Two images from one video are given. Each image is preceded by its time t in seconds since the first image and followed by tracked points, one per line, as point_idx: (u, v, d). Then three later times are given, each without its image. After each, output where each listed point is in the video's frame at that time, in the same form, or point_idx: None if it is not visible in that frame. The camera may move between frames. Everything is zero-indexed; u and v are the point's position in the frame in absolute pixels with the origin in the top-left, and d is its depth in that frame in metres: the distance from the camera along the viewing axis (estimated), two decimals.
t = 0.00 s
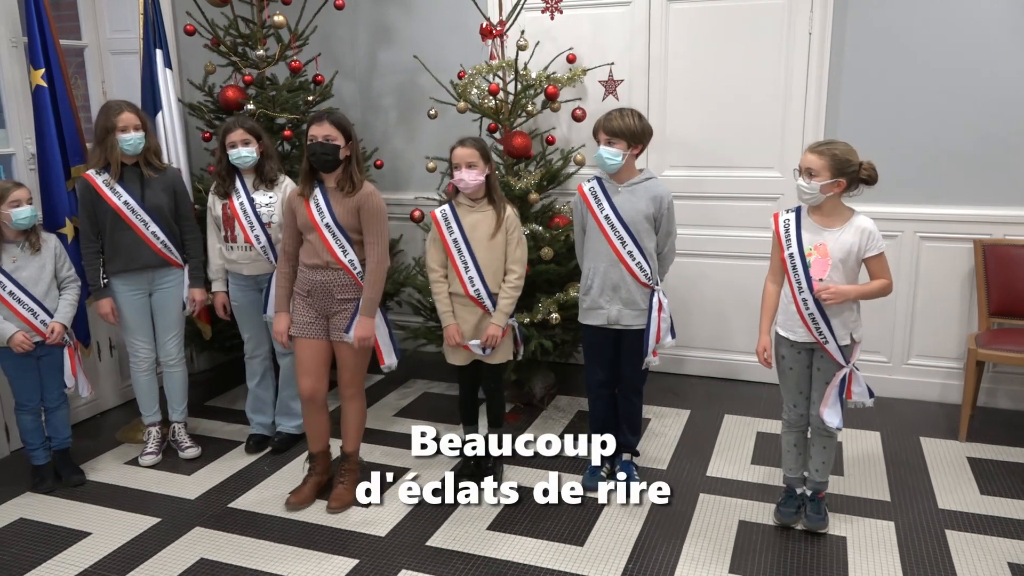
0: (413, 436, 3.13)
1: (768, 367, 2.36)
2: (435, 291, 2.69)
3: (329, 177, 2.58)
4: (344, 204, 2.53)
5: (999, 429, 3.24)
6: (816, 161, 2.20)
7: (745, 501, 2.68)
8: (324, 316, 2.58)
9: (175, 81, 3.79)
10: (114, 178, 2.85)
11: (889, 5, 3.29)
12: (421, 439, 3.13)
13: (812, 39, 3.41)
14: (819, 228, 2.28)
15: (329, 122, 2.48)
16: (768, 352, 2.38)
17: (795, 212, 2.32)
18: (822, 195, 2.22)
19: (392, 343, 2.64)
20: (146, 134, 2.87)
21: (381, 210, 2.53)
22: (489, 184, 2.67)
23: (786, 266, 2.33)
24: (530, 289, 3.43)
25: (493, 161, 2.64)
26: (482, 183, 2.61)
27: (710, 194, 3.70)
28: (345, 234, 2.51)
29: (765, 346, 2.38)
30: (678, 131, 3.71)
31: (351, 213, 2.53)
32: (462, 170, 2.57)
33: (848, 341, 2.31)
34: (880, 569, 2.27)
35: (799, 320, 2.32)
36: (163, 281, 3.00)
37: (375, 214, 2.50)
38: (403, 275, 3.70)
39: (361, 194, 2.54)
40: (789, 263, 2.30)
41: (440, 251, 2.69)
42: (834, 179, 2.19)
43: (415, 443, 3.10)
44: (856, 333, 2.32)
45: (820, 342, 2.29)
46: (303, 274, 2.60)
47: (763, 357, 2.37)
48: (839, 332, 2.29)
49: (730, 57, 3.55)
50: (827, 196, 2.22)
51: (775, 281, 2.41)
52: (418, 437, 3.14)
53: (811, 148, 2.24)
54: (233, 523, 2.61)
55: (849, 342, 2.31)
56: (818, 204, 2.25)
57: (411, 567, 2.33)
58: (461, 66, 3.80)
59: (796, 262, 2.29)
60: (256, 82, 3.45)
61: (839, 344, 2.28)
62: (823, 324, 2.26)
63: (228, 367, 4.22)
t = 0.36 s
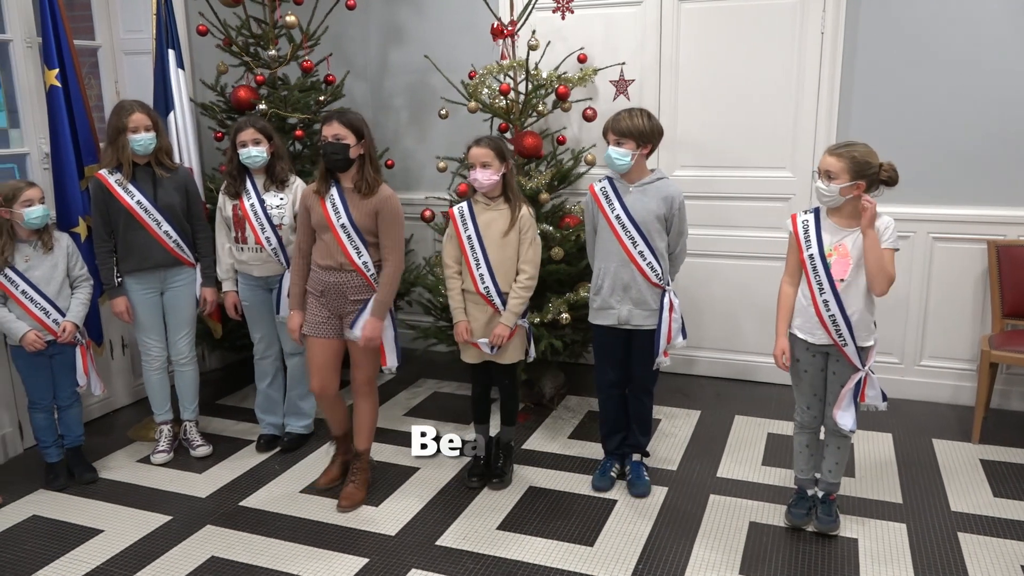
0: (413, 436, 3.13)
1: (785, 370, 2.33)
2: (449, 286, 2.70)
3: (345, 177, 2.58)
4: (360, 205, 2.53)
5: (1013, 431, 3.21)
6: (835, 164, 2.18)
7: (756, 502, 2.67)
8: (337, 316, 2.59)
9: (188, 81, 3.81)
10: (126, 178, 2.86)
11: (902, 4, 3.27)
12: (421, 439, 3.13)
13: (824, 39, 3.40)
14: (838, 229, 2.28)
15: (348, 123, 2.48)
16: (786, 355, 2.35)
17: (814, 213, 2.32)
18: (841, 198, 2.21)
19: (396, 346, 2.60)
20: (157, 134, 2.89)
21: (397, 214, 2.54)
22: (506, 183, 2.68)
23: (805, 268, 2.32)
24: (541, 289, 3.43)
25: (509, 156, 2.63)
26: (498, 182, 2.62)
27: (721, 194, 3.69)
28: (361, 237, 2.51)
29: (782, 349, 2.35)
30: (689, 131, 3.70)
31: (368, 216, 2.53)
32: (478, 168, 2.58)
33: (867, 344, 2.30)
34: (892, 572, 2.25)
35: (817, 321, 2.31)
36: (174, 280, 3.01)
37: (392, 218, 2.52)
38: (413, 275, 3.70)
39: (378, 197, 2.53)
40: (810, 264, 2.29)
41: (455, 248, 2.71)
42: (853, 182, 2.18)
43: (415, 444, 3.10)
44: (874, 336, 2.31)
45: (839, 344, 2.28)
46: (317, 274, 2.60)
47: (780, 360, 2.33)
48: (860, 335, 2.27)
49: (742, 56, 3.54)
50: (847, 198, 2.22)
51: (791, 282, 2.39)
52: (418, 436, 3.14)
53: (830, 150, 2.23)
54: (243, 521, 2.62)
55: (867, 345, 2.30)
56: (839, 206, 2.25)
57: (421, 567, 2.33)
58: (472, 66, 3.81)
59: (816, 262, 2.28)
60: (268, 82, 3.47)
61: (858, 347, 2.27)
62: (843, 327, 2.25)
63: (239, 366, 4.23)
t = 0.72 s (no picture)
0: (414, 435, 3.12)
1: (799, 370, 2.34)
2: (458, 284, 2.72)
3: (360, 179, 2.65)
4: (379, 207, 2.63)
5: None
6: (854, 166, 2.17)
7: (768, 504, 2.66)
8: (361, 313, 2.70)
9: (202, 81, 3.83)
10: (139, 177, 2.87)
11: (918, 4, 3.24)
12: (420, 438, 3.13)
13: (838, 38, 3.38)
14: (857, 230, 2.26)
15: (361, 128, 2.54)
16: (801, 355, 2.36)
17: (833, 213, 2.31)
18: (861, 200, 2.20)
19: (424, 336, 2.72)
20: (170, 134, 2.91)
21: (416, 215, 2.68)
22: (517, 183, 2.66)
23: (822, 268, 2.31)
24: (552, 289, 3.43)
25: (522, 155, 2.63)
26: (507, 181, 2.62)
27: (734, 195, 3.68)
28: (382, 237, 2.61)
29: (796, 348, 2.36)
30: (701, 131, 3.69)
31: (388, 217, 2.64)
32: (486, 167, 2.60)
33: (882, 346, 2.28)
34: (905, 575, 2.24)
35: (833, 322, 2.30)
36: (186, 279, 3.03)
37: (412, 219, 2.65)
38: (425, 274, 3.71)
39: (395, 199, 2.64)
40: (827, 264, 2.28)
41: (466, 246, 2.73)
42: (873, 183, 2.17)
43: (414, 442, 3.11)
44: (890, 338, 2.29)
45: (854, 346, 2.27)
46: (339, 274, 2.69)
47: (795, 360, 2.35)
48: (876, 337, 2.26)
49: (756, 56, 3.52)
50: (866, 200, 2.21)
51: (809, 283, 2.38)
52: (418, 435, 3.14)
53: (850, 151, 2.21)
54: (256, 519, 2.63)
55: (883, 347, 2.29)
56: (858, 207, 2.24)
57: (431, 566, 2.34)
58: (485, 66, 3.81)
59: (833, 262, 2.27)
60: (281, 82, 3.48)
61: (872, 349, 2.25)
62: (859, 328, 2.24)
63: (252, 364, 4.25)
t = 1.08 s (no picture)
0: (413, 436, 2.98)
1: (817, 372, 2.34)
2: (474, 283, 2.72)
3: (381, 168, 2.75)
4: (399, 194, 2.73)
5: None
6: (877, 166, 2.16)
7: (787, 506, 2.64)
8: (388, 294, 2.81)
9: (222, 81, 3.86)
10: (159, 176, 2.90)
11: (940, 4, 3.21)
12: (420, 438, 3.01)
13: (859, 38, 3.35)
14: (878, 230, 2.24)
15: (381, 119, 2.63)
16: (819, 356, 2.35)
17: (853, 214, 2.29)
18: (883, 201, 2.18)
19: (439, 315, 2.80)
20: (188, 133, 2.93)
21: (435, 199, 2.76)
22: (533, 183, 2.65)
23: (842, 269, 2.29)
24: (570, 288, 3.43)
25: (539, 156, 2.64)
26: (519, 181, 2.62)
27: (753, 195, 3.66)
28: (403, 222, 2.71)
29: (815, 349, 2.35)
30: (720, 132, 3.67)
31: (408, 203, 2.73)
32: (497, 167, 2.60)
33: (903, 347, 2.25)
34: None
35: (852, 323, 2.28)
36: (205, 278, 3.05)
37: (431, 203, 2.73)
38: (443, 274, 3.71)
39: (415, 186, 2.73)
40: (847, 264, 2.26)
41: (483, 246, 2.74)
42: (895, 184, 2.15)
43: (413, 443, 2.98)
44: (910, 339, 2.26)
45: (873, 347, 2.25)
46: (366, 259, 2.81)
47: (813, 361, 2.35)
48: (896, 338, 2.24)
49: (776, 55, 3.50)
50: (889, 201, 2.19)
51: (828, 284, 2.36)
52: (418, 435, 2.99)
53: (872, 152, 2.20)
54: (273, 517, 2.64)
55: (903, 348, 2.26)
56: (881, 208, 2.21)
57: (447, 564, 2.34)
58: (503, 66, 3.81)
59: (854, 263, 2.25)
60: (300, 82, 3.50)
61: (892, 350, 2.23)
62: (878, 330, 2.22)
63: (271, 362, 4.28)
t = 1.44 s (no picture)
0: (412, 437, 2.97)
1: (831, 374, 2.32)
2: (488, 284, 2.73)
3: (401, 166, 2.83)
4: (418, 190, 2.80)
5: None
6: (893, 166, 2.14)
7: (801, 508, 2.63)
8: (413, 290, 2.86)
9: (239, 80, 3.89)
10: (176, 175, 2.92)
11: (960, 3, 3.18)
12: (420, 438, 2.98)
13: (878, 37, 3.33)
14: (894, 229, 2.23)
15: (399, 115, 2.71)
16: (834, 358, 2.33)
17: (869, 214, 2.27)
18: (900, 200, 2.16)
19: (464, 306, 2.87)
20: (205, 132, 2.94)
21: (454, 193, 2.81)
22: (546, 182, 2.65)
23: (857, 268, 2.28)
24: (584, 288, 3.42)
25: (552, 157, 2.63)
26: (531, 181, 2.63)
27: (769, 195, 3.64)
28: (423, 217, 2.77)
29: (831, 351, 2.33)
30: (737, 132, 3.65)
31: (428, 198, 2.79)
32: (511, 165, 2.61)
33: (919, 349, 2.24)
34: None
35: (868, 324, 2.26)
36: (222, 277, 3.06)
37: (449, 196, 2.78)
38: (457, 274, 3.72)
39: (434, 181, 2.80)
40: (862, 263, 2.24)
41: (497, 246, 2.74)
42: (912, 183, 2.13)
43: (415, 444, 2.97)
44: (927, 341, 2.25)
45: (890, 348, 2.23)
46: (390, 256, 2.87)
47: (828, 363, 2.33)
48: (912, 339, 2.22)
49: (793, 54, 3.48)
50: (906, 200, 2.17)
51: (843, 285, 2.35)
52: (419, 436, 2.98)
53: (887, 151, 2.18)
54: (288, 514, 2.66)
55: (920, 350, 2.25)
56: (897, 208, 2.20)
57: (461, 563, 2.35)
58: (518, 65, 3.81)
59: (869, 262, 2.23)
60: (317, 82, 3.51)
61: (909, 351, 2.22)
62: (895, 330, 2.20)
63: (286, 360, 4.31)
